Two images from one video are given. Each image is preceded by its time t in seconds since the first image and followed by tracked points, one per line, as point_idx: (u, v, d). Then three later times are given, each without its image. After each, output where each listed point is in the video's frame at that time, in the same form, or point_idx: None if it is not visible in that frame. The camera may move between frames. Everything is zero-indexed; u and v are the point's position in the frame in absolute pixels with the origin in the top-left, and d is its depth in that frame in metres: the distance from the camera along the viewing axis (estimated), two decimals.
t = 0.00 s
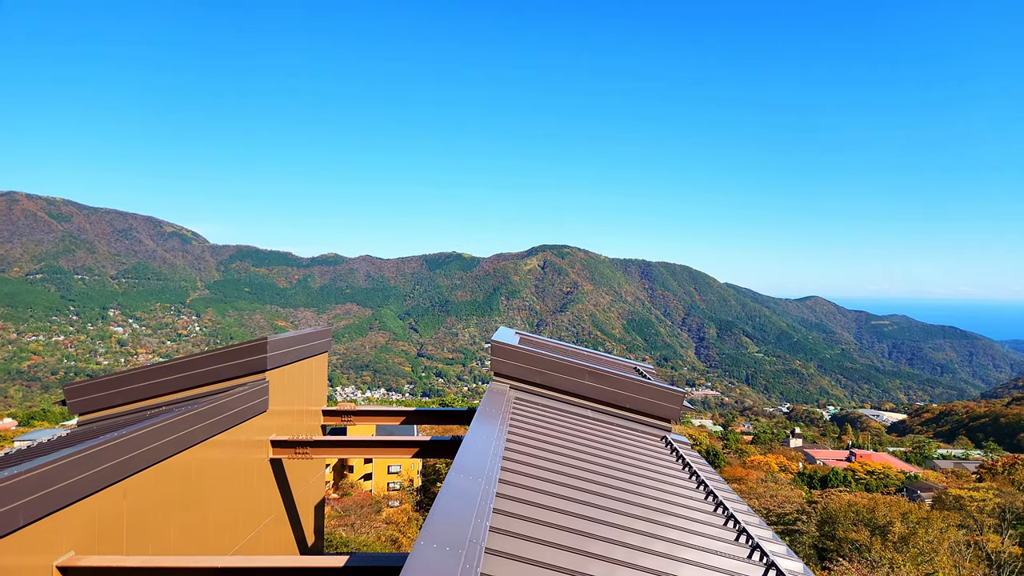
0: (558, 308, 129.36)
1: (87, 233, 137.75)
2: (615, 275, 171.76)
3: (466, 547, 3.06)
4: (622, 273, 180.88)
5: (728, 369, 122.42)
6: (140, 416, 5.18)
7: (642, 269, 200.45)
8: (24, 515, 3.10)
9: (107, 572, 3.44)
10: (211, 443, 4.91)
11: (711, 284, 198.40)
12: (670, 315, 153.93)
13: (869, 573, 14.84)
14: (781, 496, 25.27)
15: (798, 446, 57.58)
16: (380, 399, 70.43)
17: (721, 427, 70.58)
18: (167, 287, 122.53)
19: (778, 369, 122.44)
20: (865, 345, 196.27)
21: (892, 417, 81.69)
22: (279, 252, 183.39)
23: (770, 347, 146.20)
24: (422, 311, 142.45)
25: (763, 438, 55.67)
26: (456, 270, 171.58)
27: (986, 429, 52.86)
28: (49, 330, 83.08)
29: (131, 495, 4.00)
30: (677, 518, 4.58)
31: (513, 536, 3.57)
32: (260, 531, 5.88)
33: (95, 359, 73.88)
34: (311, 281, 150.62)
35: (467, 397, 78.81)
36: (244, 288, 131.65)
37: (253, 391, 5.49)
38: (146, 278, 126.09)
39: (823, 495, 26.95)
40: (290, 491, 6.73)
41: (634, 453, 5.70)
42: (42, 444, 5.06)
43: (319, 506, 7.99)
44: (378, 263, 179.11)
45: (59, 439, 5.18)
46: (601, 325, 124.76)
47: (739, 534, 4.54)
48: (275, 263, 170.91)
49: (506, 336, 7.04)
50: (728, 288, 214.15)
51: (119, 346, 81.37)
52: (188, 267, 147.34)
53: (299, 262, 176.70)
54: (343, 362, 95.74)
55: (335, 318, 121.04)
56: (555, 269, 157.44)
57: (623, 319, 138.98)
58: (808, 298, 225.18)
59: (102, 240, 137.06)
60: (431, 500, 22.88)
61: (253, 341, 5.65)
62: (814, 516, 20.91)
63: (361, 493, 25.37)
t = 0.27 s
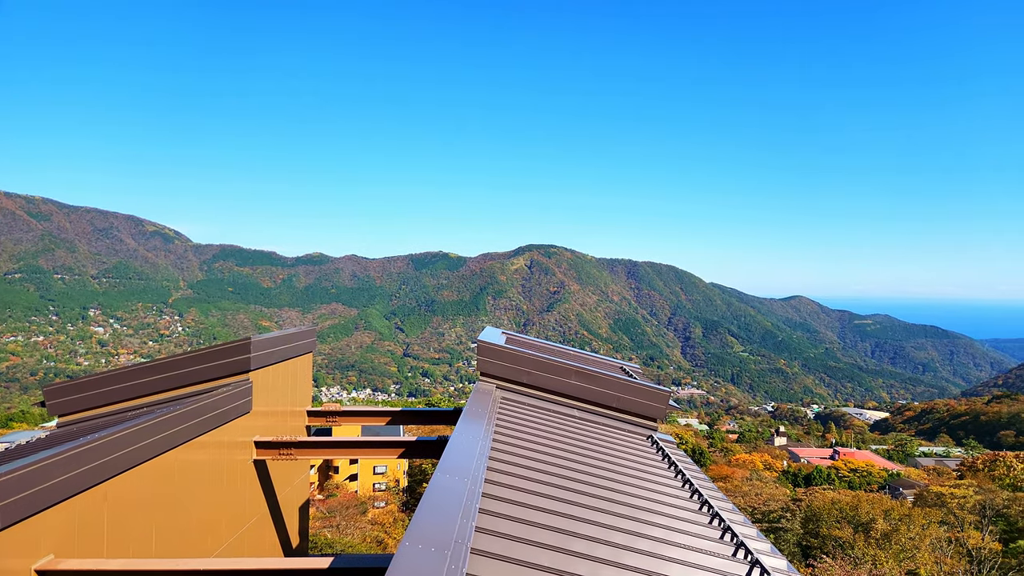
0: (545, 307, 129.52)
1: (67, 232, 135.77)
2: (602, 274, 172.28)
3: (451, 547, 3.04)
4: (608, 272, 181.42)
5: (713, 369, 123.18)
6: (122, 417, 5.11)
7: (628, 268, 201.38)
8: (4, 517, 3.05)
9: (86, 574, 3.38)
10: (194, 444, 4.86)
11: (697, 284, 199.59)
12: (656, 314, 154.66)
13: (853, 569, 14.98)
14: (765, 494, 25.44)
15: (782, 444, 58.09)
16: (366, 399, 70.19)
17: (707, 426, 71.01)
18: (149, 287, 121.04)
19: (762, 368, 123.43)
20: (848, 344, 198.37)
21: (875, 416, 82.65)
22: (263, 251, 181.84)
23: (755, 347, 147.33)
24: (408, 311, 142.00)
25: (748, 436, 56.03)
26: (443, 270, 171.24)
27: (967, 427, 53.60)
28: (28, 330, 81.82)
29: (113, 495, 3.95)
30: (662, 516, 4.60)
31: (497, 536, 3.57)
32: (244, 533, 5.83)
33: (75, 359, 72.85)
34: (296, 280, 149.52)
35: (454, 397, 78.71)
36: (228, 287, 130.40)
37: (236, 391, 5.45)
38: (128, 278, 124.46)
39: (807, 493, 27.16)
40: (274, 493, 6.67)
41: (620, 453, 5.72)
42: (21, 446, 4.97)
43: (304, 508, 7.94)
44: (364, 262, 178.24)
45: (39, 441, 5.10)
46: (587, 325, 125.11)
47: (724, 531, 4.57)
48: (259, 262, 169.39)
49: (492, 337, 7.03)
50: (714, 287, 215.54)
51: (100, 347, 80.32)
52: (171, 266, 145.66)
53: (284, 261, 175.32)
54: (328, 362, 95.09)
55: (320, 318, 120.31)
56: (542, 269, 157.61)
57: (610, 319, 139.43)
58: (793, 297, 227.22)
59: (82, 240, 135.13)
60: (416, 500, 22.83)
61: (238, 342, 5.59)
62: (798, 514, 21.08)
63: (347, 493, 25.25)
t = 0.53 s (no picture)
0: (532, 307, 129.75)
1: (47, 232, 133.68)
2: (588, 274, 172.77)
3: (438, 548, 3.02)
4: (595, 272, 181.91)
5: (699, 368, 123.93)
6: (103, 418, 5.06)
7: (615, 268, 202.00)
8: None
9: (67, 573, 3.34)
10: (178, 446, 4.83)
11: (683, 284, 200.78)
12: (642, 314, 155.41)
13: (836, 566, 15.14)
14: (751, 492, 25.61)
15: (767, 443, 58.56)
16: (352, 400, 69.83)
17: (692, 425, 71.43)
18: (130, 287, 119.46)
19: (748, 367, 124.48)
20: (832, 343, 200.49)
21: (858, 414, 83.64)
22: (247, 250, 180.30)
23: (740, 346, 148.44)
24: (394, 311, 141.51)
25: (733, 435, 56.40)
26: (430, 270, 170.79)
27: (948, 425, 54.33)
28: (6, 331, 80.46)
29: (93, 497, 3.90)
30: (647, 516, 4.61)
31: (481, 537, 3.55)
32: (227, 536, 5.80)
33: (55, 361, 71.76)
34: (281, 280, 148.41)
35: (440, 397, 78.48)
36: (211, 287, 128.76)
37: (219, 393, 5.39)
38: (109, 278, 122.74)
39: (791, 491, 27.41)
40: (258, 494, 6.62)
41: (605, 452, 5.73)
42: None
43: (288, 509, 7.88)
44: (350, 262, 177.37)
45: (16, 443, 5.01)
46: (574, 324, 125.49)
47: (709, 530, 4.60)
48: (243, 262, 167.88)
49: (479, 337, 7.01)
50: (700, 287, 216.87)
51: (81, 347, 79.18)
52: (153, 265, 143.84)
53: (268, 261, 173.90)
54: (313, 362, 94.47)
55: (305, 318, 119.46)
56: (529, 268, 157.78)
57: (597, 319, 139.86)
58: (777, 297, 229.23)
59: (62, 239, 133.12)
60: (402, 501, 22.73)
61: (221, 342, 5.57)
62: (782, 512, 21.25)
63: (332, 494, 25.10)
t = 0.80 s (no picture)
0: (519, 307, 129.89)
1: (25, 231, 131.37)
2: (575, 275, 173.21)
3: (423, 550, 3.01)
4: (582, 272, 182.31)
5: (685, 368, 124.65)
6: (83, 420, 4.98)
7: (601, 268, 202.54)
8: None
9: None
10: (161, 447, 4.79)
11: (669, 284, 201.88)
12: (629, 314, 156.03)
13: (819, 564, 15.29)
14: (736, 491, 25.78)
15: (752, 442, 59.01)
16: (337, 401, 69.41)
17: (678, 424, 71.84)
18: (111, 286, 117.64)
19: (733, 367, 125.46)
20: (816, 343, 202.37)
21: (842, 413, 84.54)
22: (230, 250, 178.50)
23: (726, 346, 149.52)
24: (380, 311, 140.95)
25: (719, 435, 56.74)
26: (416, 270, 170.34)
27: (930, 423, 55.01)
28: None
29: (74, 500, 3.85)
30: (633, 515, 4.63)
31: (467, 536, 3.55)
32: (210, 538, 5.75)
33: (34, 362, 70.56)
34: (265, 279, 147.23)
35: (427, 398, 78.21)
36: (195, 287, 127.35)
37: (201, 395, 5.35)
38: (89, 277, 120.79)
39: (776, 490, 27.62)
40: (242, 496, 6.56)
41: (590, 451, 5.76)
42: None
43: (272, 511, 7.82)
44: (335, 262, 176.32)
45: None
46: (561, 325, 125.76)
47: (694, 529, 4.62)
48: (227, 262, 166.30)
49: (465, 336, 7.00)
50: (686, 287, 218.05)
51: (61, 348, 77.91)
52: (134, 265, 141.90)
53: (252, 261, 172.37)
54: (298, 363, 93.74)
55: (290, 318, 118.53)
56: (516, 268, 157.90)
57: (584, 319, 140.24)
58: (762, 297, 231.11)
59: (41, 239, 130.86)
60: (388, 502, 22.66)
61: (204, 342, 5.53)
62: (767, 510, 21.39)
63: (317, 496, 24.94)
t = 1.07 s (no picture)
0: (507, 307, 130.39)
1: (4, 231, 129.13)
2: (563, 274, 173.70)
3: (409, 550, 3.00)
4: (570, 272, 182.79)
5: (672, 367, 125.37)
6: (62, 422, 4.91)
7: (589, 268, 203.09)
8: None
9: None
10: (144, 449, 4.75)
11: (656, 284, 202.99)
12: (617, 313, 156.66)
13: (806, 561, 15.42)
14: (723, 489, 25.92)
15: (738, 440, 59.47)
16: (324, 402, 69.03)
17: (666, 423, 72.28)
18: (93, 287, 115.83)
19: (719, 366, 126.40)
20: (802, 342, 204.07)
21: (827, 411, 85.33)
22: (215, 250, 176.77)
23: (713, 346, 150.58)
24: (367, 310, 140.51)
25: (706, 433, 57.12)
26: (403, 270, 169.97)
27: (913, 421, 55.62)
28: None
29: (54, 503, 3.79)
30: (620, 514, 4.65)
31: (454, 536, 3.54)
32: (195, 541, 5.71)
33: (15, 364, 69.44)
34: (251, 279, 146.24)
35: (414, 398, 78.05)
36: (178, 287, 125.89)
37: (185, 397, 5.31)
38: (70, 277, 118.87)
39: (762, 488, 27.82)
40: (227, 499, 6.51)
41: (578, 450, 5.77)
42: None
43: (258, 512, 7.77)
44: (321, 262, 175.28)
45: None
46: (549, 325, 126.21)
47: (679, 527, 4.65)
48: (212, 262, 164.88)
49: (452, 336, 6.99)
50: (673, 287, 219.10)
51: (42, 349, 76.67)
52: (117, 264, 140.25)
53: (237, 261, 171.02)
54: (284, 364, 93.01)
55: (275, 318, 117.60)
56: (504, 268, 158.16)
57: (571, 318, 140.65)
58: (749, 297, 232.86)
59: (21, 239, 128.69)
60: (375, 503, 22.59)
61: (187, 343, 5.51)
62: (754, 508, 21.56)
63: (303, 497, 24.83)
